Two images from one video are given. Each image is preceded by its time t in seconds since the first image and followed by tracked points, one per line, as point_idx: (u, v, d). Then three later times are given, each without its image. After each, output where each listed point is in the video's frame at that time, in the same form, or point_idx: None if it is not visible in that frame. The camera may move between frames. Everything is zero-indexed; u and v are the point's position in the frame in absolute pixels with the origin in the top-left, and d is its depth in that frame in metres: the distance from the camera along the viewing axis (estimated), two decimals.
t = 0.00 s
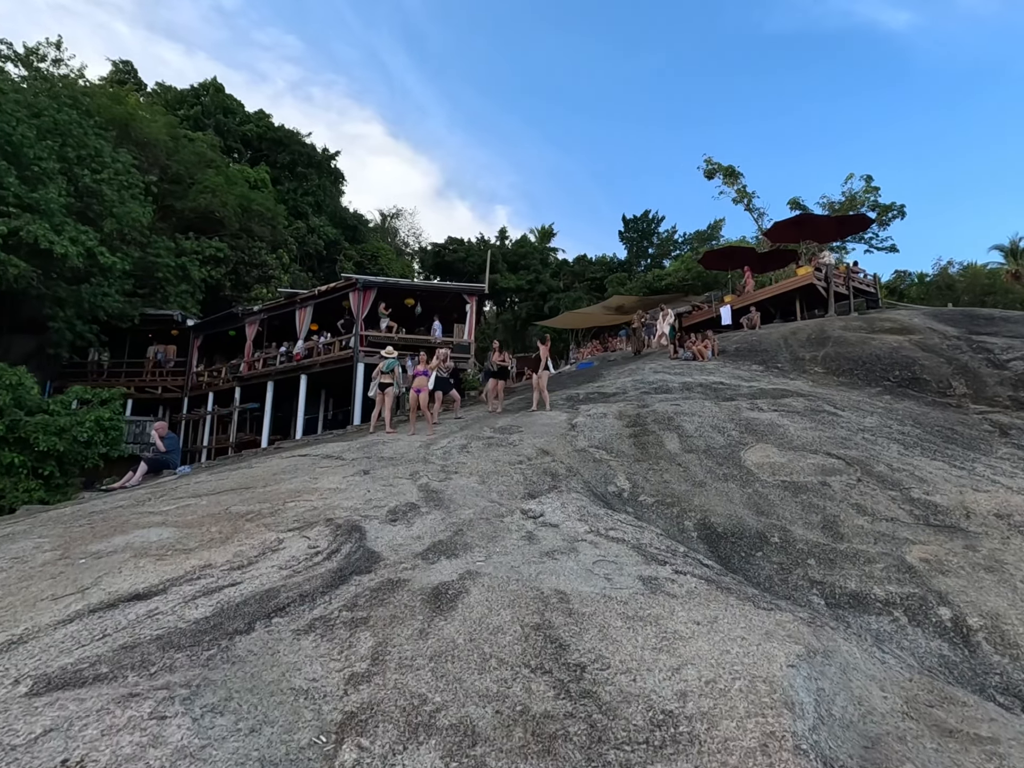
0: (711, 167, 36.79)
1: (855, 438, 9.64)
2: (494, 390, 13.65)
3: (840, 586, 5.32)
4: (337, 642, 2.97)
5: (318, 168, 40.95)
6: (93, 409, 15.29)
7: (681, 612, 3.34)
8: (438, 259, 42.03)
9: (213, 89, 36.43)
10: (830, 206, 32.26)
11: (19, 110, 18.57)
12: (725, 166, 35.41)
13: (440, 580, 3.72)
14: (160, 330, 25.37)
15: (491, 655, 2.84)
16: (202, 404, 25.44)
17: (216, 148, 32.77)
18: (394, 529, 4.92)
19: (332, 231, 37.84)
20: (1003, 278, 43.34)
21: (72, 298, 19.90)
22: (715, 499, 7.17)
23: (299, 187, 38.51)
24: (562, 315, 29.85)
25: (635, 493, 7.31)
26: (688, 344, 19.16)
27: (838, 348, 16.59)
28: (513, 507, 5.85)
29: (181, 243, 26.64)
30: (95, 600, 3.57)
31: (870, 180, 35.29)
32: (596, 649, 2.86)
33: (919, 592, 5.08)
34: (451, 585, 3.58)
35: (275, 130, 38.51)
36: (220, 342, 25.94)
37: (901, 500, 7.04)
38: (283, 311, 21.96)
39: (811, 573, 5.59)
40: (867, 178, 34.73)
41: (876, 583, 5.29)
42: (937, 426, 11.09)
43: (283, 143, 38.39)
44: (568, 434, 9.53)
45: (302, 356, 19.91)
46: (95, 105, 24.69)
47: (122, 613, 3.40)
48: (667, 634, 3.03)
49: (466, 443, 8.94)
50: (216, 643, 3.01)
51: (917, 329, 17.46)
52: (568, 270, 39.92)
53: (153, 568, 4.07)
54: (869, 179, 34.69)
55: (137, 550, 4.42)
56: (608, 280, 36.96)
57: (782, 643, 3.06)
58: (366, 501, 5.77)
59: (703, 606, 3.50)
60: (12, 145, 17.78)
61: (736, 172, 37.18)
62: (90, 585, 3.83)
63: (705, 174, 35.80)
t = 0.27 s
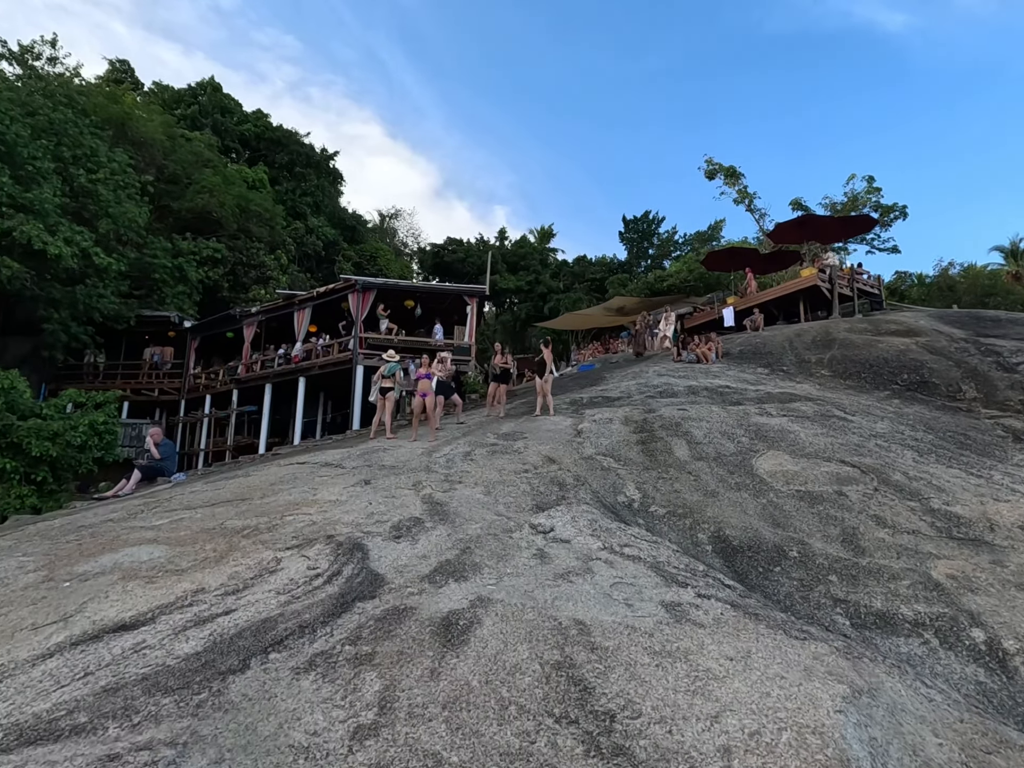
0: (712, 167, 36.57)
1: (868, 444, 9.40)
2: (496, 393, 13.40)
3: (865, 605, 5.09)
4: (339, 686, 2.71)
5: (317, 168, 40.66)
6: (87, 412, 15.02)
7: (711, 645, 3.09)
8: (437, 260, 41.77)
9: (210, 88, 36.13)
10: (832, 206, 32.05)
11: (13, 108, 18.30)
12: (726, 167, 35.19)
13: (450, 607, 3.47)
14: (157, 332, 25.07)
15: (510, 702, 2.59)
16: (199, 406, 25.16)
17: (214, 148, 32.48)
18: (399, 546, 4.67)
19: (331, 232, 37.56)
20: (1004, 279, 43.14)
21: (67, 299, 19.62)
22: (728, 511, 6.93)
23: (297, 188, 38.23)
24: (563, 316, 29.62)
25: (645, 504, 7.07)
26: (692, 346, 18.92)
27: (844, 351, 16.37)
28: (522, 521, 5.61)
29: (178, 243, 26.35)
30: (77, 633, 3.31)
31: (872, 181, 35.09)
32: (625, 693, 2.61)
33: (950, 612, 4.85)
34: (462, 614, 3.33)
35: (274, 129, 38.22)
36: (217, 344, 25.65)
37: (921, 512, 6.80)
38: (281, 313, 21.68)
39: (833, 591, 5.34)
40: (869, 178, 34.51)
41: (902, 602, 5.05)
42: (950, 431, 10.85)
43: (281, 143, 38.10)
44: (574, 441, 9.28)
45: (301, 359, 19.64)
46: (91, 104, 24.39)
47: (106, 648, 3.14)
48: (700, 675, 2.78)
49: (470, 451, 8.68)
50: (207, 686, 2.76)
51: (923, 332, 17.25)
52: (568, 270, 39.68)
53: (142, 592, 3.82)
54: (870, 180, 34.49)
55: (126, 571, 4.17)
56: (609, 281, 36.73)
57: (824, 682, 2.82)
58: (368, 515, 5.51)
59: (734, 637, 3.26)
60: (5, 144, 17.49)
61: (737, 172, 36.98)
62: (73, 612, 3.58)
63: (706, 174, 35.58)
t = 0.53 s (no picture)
0: (712, 167, 36.42)
1: (879, 445, 9.21)
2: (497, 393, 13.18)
3: (890, 612, 4.87)
4: (342, 712, 2.46)
5: (315, 168, 40.43)
6: (81, 412, 14.77)
7: (744, 660, 2.86)
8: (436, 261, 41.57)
9: (208, 87, 35.86)
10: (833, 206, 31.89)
11: (7, 105, 18.04)
12: (726, 167, 35.05)
13: (460, 619, 3.23)
14: (153, 332, 24.80)
15: (532, 727, 2.36)
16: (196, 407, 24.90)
17: (211, 147, 32.23)
18: (402, 552, 4.44)
19: (329, 231, 37.34)
20: (1003, 280, 43.03)
21: (61, 298, 19.35)
22: (740, 513, 6.72)
23: (295, 187, 38.01)
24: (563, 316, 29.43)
25: (655, 507, 6.86)
26: (694, 346, 18.72)
27: (849, 351, 16.18)
28: (530, 524, 5.39)
29: (174, 242, 26.10)
30: (58, 647, 3.08)
31: (872, 181, 34.93)
32: (656, 716, 2.40)
33: (980, 620, 4.64)
34: (474, 626, 3.09)
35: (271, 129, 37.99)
36: (214, 343, 25.42)
37: (941, 515, 6.59)
38: (279, 312, 21.42)
39: (855, 597, 5.13)
40: (870, 179, 34.36)
41: (929, 609, 4.83)
42: (961, 432, 10.65)
43: (279, 142, 37.84)
44: (579, 442, 9.07)
45: (298, 359, 19.40)
46: (87, 101, 24.15)
47: (88, 664, 2.91)
48: (737, 695, 2.56)
49: (473, 452, 8.46)
50: (197, 708, 2.53)
51: (928, 332, 17.07)
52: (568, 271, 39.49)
53: (130, 601, 3.59)
54: (871, 180, 34.33)
55: (113, 579, 3.93)
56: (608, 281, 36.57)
57: (871, 704, 2.59)
58: (369, 519, 5.28)
59: (766, 651, 3.03)
60: None
61: (737, 172, 36.83)
62: (55, 624, 3.35)
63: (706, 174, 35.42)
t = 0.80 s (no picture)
0: (712, 167, 36.23)
1: (892, 449, 8.98)
2: (498, 394, 12.89)
3: (920, 627, 4.62)
4: (344, 758, 2.19)
5: (312, 166, 40.09)
6: (73, 412, 14.45)
7: (787, 694, 2.60)
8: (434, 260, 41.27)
9: (203, 83, 35.45)
10: (834, 207, 31.72)
11: None
12: (726, 167, 34.87)
13: (472, 644, 2.96)
14: (147, 331, 24.45)
15: None
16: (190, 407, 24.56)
17: (207, 144, 31.88)
18: (406, 564, 4.16)
19: (326, 230, 37.01)
20: (1002, 281, 42.97)
21: (53, 296, 19.00)
22: (755, 521, 6.46)
23: (292, 186, 37.66)
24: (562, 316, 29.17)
25: (666, 514, 6.60)
26: (697, 347, 18.49)
27: (854, 352, 15.96)
28: (540, 534, 5.12)
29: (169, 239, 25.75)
30: (28, 679, 2.80)
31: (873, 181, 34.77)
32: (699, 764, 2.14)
33: (1017, 639, 4.40)
34: (487, 654, 2.82)
35: (268, 126, 37.64)
36: (209, 343, 25.08)
37: (963, 523, 6.35)
38: (275, 311, 21.10)
39: (882, 611, 4.88)
40: (870, 179, 34.20)
41: (961, 624, 4.59)
42: (973, 435, 10.42)
43: (276, 140, 37.48)
44: (585, 445, 8.82)
45: (295, 358, 19.09)
46: (80, 97, 23.79)
47: (60, 698, 2.63)
48: (785, 736, 2.30)
49: (475, 455, 8.19)
50: (180, 754, 2.25)
51: (933, 332, 16.87)
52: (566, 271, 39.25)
53: (111, 623, 3.31)
54: (871, 180, 34.18)
55: (95, 596, 3.66)
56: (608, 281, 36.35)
57: (932, 746, 2.34)
58: (370, 528, 5.00)
59: (809, 681, 2.77)
60: None
61: (736, 172, 36.63)
62: (29, 649, 3.08)
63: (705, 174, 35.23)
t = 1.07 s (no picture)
0: (712, 167, 36.05)
1: (905, 455, 8.77)
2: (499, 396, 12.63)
3: (952, 648, 4.41)
4: None
5: (308, 165, 39.75)
6: (64, 414, 14.14)
7: (839, 738, 2.38)
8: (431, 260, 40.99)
9: (199, 80, 35.05)
10: (834, 208, 31.58)
11: None
12: (725, 167, 34.70)
13: (490, 682, 2.72)
14: (141, 330, 24.12)
15: None
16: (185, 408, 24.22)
17: (202, 142, 31.54)
18: (413, 582, 3.93)
19: (322, 229, 36.69)
20: (1000, 283, 42.93)
21: (44, 295, 18.66)
22: (771, 531, 6.24)
23: (288, 184, 37.33)
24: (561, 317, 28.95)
25: (678, 524, 6.37)
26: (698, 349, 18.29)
27: (858, 354, 15.77)
28: (551, 548, 4.88)
29: (163, 238, 25.40)
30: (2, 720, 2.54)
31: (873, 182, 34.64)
32: None
33: None
34: (508, 691, 2.59)
35: (264, 124, 37.28)
36: (204, 343, 24.76)
37: (986, 534, 6.14)
38: (271, 311, 20.79)
39: (910, 629, 4.66)
40: (870, 180, 34.07)
41: (995, 645, 4.38)
42: (984, 440, 10.22)
43: (272, 138, 37.14)
44: (590, 450, 8.59)
45: (291, 359, 18.79)
46: (74, 93, 23.44)
47: (35, 745, 2.38)
48: None
49: (479, 461, 7.95)
50: None
51: (937, 335, 16.71)
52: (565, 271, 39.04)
53: (96, 653, 3.05)
54: (871, 181, 34.05)
55: (79, 621, 3.40)
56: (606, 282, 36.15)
57: None
58: (373, 541, 4.75)
59: (859, 721, 2.55)
60: None
61: (736, 172, 36.46)
62: (4, 684, 2.82)
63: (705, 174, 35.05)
